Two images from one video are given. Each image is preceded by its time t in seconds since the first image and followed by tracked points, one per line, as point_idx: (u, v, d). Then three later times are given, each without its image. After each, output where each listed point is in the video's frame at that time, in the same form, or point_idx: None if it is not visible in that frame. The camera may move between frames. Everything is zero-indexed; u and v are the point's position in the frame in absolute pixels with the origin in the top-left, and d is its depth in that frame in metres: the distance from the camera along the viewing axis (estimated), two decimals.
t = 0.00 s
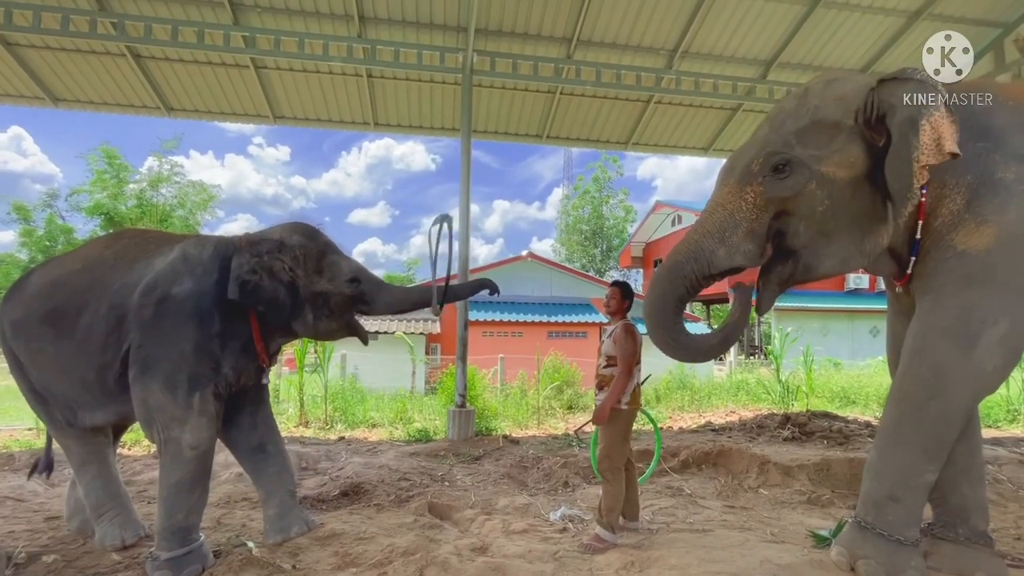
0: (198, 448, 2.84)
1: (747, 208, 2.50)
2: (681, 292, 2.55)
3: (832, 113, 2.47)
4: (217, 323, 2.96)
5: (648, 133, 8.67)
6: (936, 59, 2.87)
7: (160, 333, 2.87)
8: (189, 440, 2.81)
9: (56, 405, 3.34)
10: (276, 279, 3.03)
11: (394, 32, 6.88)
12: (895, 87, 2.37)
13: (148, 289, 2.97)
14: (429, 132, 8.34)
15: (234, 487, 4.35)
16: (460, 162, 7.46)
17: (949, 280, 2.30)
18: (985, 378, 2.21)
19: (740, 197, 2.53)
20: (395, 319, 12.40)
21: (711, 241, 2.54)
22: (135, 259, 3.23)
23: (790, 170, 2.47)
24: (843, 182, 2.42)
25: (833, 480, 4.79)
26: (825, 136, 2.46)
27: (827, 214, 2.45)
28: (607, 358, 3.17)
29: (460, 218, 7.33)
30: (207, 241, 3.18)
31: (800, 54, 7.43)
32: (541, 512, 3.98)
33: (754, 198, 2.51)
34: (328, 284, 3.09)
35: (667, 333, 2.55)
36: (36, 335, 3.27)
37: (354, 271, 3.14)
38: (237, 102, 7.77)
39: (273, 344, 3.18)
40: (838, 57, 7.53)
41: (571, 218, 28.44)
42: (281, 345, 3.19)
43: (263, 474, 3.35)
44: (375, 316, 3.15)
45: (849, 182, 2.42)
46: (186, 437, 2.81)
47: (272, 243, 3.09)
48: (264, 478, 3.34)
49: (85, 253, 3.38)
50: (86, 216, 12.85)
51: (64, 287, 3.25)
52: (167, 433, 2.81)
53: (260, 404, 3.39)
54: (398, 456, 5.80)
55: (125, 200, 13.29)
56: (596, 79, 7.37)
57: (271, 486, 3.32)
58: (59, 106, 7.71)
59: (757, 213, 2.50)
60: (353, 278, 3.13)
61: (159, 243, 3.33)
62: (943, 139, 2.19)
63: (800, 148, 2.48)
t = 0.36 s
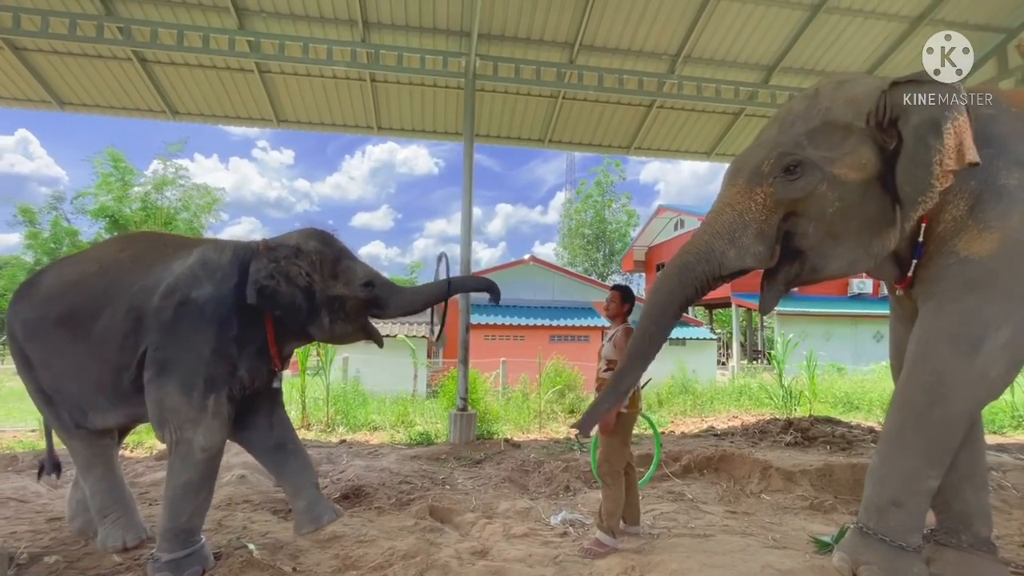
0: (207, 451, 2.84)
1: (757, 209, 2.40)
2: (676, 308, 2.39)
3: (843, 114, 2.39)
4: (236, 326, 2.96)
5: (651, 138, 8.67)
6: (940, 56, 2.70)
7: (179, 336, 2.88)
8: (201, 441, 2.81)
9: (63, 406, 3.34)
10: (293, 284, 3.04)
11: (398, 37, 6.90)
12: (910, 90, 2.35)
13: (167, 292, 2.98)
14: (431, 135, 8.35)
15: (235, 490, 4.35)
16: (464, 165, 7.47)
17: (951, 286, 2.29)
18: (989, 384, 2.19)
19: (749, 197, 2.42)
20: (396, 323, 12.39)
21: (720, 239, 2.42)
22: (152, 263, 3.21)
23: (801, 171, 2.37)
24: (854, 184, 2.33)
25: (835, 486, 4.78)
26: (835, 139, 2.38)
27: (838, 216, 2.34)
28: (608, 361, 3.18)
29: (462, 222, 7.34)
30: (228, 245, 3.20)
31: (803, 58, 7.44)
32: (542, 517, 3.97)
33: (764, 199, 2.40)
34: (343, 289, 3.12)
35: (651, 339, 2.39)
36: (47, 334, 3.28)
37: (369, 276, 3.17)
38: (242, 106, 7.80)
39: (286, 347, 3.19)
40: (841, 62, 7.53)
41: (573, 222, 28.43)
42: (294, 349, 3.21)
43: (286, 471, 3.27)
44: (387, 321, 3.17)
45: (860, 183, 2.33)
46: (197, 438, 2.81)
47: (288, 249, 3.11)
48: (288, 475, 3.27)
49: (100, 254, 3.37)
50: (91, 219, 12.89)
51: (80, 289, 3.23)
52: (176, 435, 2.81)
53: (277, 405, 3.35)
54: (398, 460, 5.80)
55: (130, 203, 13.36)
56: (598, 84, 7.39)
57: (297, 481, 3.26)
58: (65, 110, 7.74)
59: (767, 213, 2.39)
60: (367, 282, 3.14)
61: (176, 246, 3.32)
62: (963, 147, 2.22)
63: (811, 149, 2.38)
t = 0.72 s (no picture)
0: (230, 452, 2.83)
1: (773, 207, 2.36)
2: (689, 309, 2.32)
3: (858, 111, 2.35)
4: (268, 333, 2.96)
5: (654, 141, 8.65)
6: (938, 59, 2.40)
7: (214, 340, 2.86)
8: (222, 443, 2.80)
9: (82, 402, 3.25)
10: (325, 293, 3.04)
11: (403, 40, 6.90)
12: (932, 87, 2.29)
13: (205, 294, 2.94)
14: (435, 138, 8.35)
15: (238, 491, 4.34)
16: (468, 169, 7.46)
17: (959, 291, 2.24)
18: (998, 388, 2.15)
19: (766, 195, 2.38)
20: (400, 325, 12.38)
21: (738, 242, 2.37)
22: (187, 264, 3.15)
23: (818, 168, 2.32)
24: (871, 182, 2.28)
25: (841, 491, 4.74)
26: (848, 136, 2.33)
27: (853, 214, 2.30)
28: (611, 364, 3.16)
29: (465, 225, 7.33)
30: (263, 252, 3.17)
31: (808, 62, 7.42)
32: (546, 520, 3.94)
33: (781, 197, 2.36)
34: (371, 299, 3.11)
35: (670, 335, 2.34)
36: (70, 330, 3.18)
37: (397, 285, 3.17)
38: (246, 109, 7.80)
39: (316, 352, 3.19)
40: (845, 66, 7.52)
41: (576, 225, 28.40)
42: (324, 353, 3.18)
43: (331, 470, 3.20)
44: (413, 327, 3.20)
45: (876, 182, 2.28)
46: (219, 439, 2.80)
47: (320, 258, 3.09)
48: (333, 473, 3.20)
49: (129, 251, 3.28)
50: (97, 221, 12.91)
51: (110, 286, 3.14)
52: (201, 433, 2.79)
53: (312, 403, 3.32)
54: (402, 462, 5.78)
55: (135, 205, 13.39)
56: (603, 87, 7.37)
57: (343, 477, 3.20)
58: (73, 112, 7.76)
59: (783, 212, 2.35)
60: (394, 292, 3.15)
61: (211, 245, 3.27)
62: (1004, 144, 2.21)
63: (827, 146, 2.33)
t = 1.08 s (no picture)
0: (264, 460, 2.74)
1: (798, 219, 2.09)
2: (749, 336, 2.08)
3: (870, 111, 2.12)
4: (327, 350, 2.91)
5: (658, 144, 8.62)
6: (938, 59, 2.44)
7: (280, 353, 2.78)
8: (258, 451, 2.70)
9: (123, 400, 3.06)
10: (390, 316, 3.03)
11: (406, 41, 6.87)
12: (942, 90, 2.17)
13: (276, 307, 2.85)
14: (439, 139, 8.33)
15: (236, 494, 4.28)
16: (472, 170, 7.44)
17: (966, 293, 2.03)
18: (1009, 395, 1.94)
19: (785, 208, 2.11)
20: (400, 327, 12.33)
21: (770, 272, 2.07)
22: (257, 272, 3.03)
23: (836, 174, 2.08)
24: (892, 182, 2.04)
25: (845, 497, 4.69)
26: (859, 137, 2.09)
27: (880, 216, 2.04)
28: (614, 368, 3.14)
29: (467, 226, 7.29)
30: (330, 270, 3.10)
31: (812, 66, 7.38)
32: (547, 525, 3.89)
33: (803, 207, 2.09)
34: (423, 324, 3.11)
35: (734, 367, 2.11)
36: (123, 326, 3.01)
37: (446, 313, 3.17)
38: (250, 108, 7.78)
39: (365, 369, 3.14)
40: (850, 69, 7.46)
41: (578, 228, 28.09)
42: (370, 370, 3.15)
43: (350, 495, 3.03)
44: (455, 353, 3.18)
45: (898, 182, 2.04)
46: (255, 447, 2.70)
47: (389, 284, 3.08)
48: (350, 498, 3.03)
49: (197, 253, 3.11)
50: (99, 220, 12.85)
51: (179, 287, 2.97)
52: (241, 437, 2.70)
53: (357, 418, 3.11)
54: (402, 464, 5.74)
55: (137, 205, 13.37)
56: (607, 89, 7.34)
57: (357, 507, 3.03)
58: (75, 111, 7.74)
59: (808, 223, 2.09)
60: (443, 318, 3.15)
61: (282, 255, 3.18)
62: None
63: (843, 149, 2.09)
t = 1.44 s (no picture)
0: (290, 451, 2.69)
1: (800, 265, 1.99)
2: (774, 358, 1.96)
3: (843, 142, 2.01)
4: (366, 351, 2.88)
5: (655, 147, 8.62)
6: (937, 59, 2.74)
7: (325, 349, 2.77)
8: (285, 441, 2.65)
9: (163, 398, 2.90)
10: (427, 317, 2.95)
11: (404, 41, 6.86)
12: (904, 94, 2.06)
13: (328, 308, 2.82)
14: (437, 139, 8.32)
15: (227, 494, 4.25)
16: (468, 171, 7.42)
17: (954, 297, 1.94)
18: (997, 402, 1.86)
19: (786, 256, 2.00)
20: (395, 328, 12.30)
21: (789, 322, 1.95)
22: (312, 274, 2.93)
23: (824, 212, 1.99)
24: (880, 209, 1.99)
25: (838, 501, 4.69)
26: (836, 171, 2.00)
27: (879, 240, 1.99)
28: (611, 370, 3.13)
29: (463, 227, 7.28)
30: (375, 274, 3.02)
31: (809, 70, 7.38)
32: (541, 527, 3.88)
33: (803, 251, 1.99)
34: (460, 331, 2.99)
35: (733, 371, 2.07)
36: (175, 325, 2.85)
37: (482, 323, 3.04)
38: (246, 106, 7.76)
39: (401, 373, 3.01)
40: (847, 74, 7.46)
41: (575, 230, 28.25)
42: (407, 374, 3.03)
43: (352, 491, 2.96)
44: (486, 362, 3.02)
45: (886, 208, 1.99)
46: (282, 436, 2.66)
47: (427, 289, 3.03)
48: (349, 494, 2.96)
49: (247, 250, 2.97)
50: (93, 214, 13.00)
51: (238, 286, 2.85)
52: (270, 425, 2.66)
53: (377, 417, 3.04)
54: (395, 465, 5.72)
55: (133, 202, 13.35)
56: (604, 92, 7.34)
57: (355, 505, 2.97)
58: (71, 107, 7.72)
59: (811, 265, 1.99)
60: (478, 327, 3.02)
61: (326, 254, 3.08)
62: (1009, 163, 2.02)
63: (827, 185, 1.99)
